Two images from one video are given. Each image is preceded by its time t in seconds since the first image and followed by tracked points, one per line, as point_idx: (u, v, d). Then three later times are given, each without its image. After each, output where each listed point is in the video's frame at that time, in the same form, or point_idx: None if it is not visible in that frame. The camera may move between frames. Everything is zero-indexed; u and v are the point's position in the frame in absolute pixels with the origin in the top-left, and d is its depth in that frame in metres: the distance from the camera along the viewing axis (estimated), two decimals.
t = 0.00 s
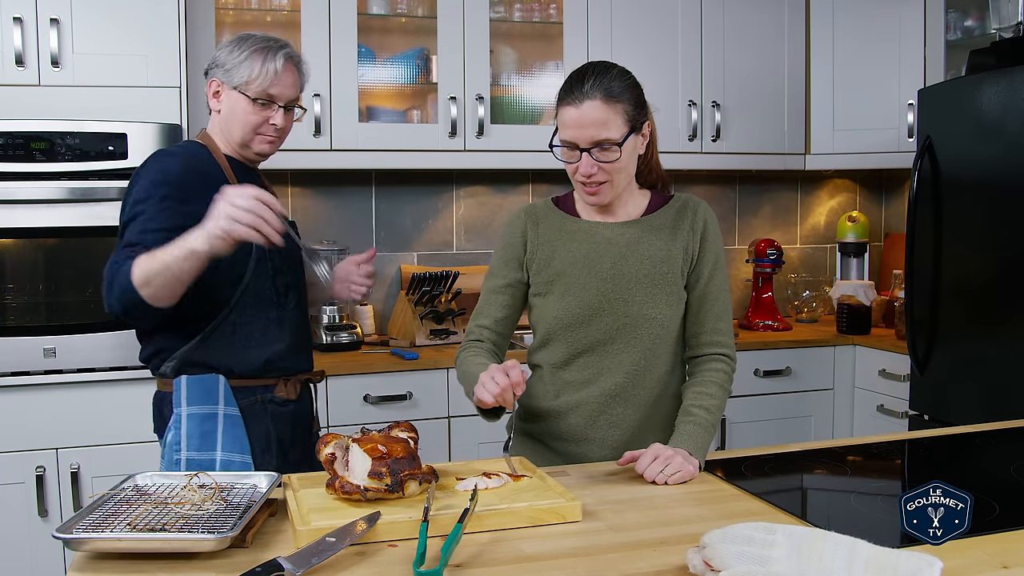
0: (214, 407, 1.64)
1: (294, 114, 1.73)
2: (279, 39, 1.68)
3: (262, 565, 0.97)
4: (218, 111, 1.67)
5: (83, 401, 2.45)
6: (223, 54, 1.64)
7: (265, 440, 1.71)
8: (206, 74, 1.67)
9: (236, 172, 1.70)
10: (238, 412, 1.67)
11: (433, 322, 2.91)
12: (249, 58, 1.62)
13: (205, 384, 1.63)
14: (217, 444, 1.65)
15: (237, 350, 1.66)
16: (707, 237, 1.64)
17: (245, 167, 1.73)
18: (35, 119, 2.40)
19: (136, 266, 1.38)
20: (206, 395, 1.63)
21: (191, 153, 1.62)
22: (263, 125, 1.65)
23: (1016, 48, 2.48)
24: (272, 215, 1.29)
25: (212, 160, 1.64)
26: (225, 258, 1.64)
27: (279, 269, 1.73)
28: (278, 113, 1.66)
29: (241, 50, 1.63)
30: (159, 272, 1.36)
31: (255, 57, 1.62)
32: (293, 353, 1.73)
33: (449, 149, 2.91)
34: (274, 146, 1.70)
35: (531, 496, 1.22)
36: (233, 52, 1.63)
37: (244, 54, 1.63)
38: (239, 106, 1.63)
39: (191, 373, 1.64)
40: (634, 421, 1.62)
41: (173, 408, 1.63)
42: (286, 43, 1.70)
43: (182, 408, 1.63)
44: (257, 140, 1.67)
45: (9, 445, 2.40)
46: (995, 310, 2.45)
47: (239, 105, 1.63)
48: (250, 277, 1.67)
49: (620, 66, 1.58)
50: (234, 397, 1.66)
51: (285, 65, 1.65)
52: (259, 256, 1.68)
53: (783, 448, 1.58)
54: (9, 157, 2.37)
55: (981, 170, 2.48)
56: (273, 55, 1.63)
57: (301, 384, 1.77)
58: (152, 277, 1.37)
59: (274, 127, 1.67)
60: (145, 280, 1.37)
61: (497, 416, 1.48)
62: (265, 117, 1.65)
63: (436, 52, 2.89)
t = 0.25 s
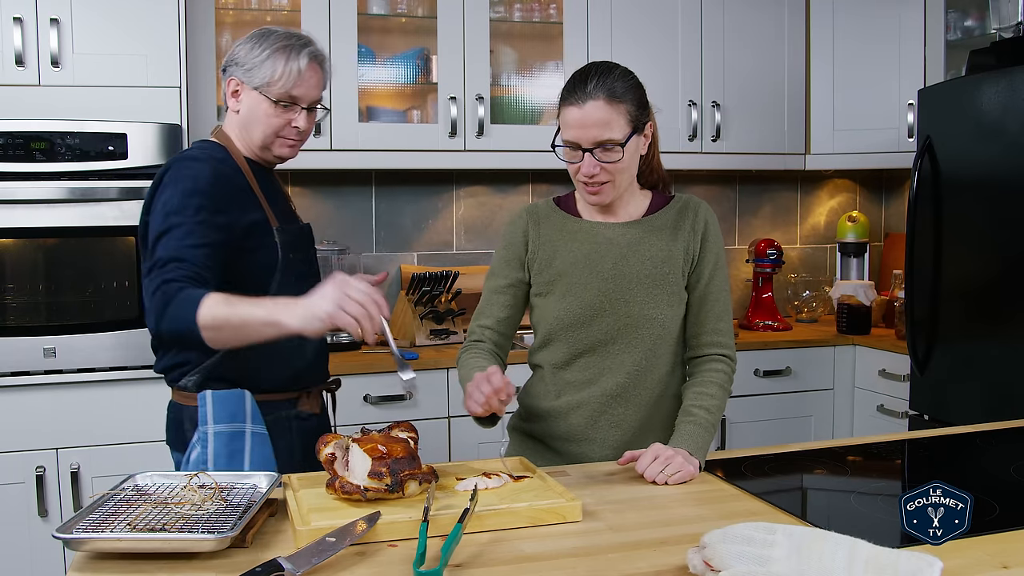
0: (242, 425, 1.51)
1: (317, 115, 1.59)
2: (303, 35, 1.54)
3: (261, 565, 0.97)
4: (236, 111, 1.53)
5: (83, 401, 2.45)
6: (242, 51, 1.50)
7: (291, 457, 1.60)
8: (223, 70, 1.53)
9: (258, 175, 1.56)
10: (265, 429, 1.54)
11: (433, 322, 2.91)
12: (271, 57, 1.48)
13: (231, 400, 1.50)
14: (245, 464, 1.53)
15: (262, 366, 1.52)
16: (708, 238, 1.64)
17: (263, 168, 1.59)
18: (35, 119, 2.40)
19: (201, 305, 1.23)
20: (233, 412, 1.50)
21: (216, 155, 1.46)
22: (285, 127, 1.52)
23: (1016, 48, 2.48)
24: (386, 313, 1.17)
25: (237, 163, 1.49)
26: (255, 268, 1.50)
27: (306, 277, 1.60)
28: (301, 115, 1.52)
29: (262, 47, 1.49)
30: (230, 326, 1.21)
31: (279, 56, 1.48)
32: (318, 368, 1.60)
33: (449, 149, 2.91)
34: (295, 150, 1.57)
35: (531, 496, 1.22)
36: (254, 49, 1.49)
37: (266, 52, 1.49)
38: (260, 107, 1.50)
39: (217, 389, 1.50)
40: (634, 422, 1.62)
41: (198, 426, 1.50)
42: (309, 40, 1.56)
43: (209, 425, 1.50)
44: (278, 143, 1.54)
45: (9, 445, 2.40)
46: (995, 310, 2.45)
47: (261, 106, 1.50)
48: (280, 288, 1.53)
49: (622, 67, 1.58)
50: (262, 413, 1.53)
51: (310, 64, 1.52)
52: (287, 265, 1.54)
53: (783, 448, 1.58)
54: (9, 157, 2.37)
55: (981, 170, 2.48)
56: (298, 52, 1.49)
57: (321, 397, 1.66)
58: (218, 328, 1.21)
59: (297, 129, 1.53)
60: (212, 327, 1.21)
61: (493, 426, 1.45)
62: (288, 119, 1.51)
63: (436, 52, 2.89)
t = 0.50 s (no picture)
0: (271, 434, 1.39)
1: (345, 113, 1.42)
2: (334, 25, 1.35)
3: (261, 566, 0.97)
4: (257, 106, 1.35)
5: (84, 401, 2.45)
6: (266, 42, 1.32)
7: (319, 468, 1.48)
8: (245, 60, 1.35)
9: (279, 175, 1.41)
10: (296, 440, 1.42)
11: (433, 321, 2.92)
12: (299, 52, 1.30)
13: (260, 411, 1.38)
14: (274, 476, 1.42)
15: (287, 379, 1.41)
16: (708, 238, 1.64)
17: (282, 165, 1.43)
18: (34, 119, 2.40)
19: (241, 337, 1.11)
20: (263, 421, 1.38)
21: (239, 154, 1.29)
22: (311, 130, 1.36)
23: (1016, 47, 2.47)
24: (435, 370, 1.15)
25: (259, 162, 1.33)
26: (281, 276, 1.36)
27: (331, 285, 1.47)
28: (330, 116, 1.35)
29: (289, 40, 1.30)
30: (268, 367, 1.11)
31: (307, 52, 1.30)
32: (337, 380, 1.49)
33: (449, 149, 2.91)
34: (321, 152, 1.41)
35: (531, 496, 1.22)
36: (281, 40, 1.31)
37: (295, 45, 1.30)
38: (284, 108, 1.33)
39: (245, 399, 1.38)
40: (634, 422, 1.62)
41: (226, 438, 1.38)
42: (341, 30, 1.37)
43: (237, 437, 1.37)
44: (304, 145, 1.38)
45: (9, 445, 2.40)
46: (995, 310, 2.45)
47: (285, 105, 1.32)
48: (308, 299, 1.40)
49: (624, 66, 1.58)
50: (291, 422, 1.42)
51: (342, 61, 1.34)
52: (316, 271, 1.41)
53: (783, 448, 1.58)
54: (9, 157, 2.37)
55: (981, 170, 2.48)
56: (330, 47, 1.32)
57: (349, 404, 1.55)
58: (255, 369, 1.11)
59: (324, 132, 1.37)
60: (251, 366, 1.10)
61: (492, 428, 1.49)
62: (315, 121, 1.35)
63: (436, 52, 2.89)
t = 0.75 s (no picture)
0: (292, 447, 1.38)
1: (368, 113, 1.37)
2: (360, 22, 1.29)
3: (262, 566, 0.97)
4: (276, 105, 1.30)
5: (84, 401, 2.46)
6: (289, 38, 1.26)
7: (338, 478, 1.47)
8: (263, 55, 1.29)
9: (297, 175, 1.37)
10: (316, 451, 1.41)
11: (433, 321, 2.92)
12: (323, 52, 1.24)
13: (277, 417, 1.38)
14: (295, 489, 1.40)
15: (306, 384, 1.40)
16: (706, 237, 1.63)
17: (299, 164, 1.38)
18: (34, 119, 2.40)
19: (259, 358, 1.09)
20: (282, 434, 1.37)
21: (255, 158, 1.26)
22: (332, 132, 1.31)
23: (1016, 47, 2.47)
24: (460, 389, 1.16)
25: (276, 162, 1.29)
26: (300, 281, 1.34)
27: (347, 289, 1.45)
28: (352, 119, 1.30)
29: (313, 37, 1.24)
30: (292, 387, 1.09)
31: (332, 51, 1.24)
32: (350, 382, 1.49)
33: (449, 150, 2.91)
34: (341, 153, 1.36)
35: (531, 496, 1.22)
36: (304, 38, 1.25)
37: (319, 45, 1.24)
38: (306, 108, 1.27)
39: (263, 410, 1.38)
40: (634, 422, 1.62)
41: (245, 452, 1.37)
42: (367, 26, 1.30)
43: (256, 451, 1.36)
44: (323, 146, 1.34)
45: (9, 445, 2.40)
46: (995, 310, 2.45)
47: (307, 107, 1.27)
48: (328, 305, 1.38)
49: (619, 66, 1.58)
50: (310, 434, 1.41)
51: (367, 62, 1.28)
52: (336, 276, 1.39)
53: (783, 448, 1.58)
54: (9, 157, 2.37)
55: (981, 170, 2.48)
56: (355, 48, 1.25)
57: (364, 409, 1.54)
58: (278, 389, 1.09)
59: (345, 134, 1.32)
60: (272, 386, 1.09)
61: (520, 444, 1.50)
62: (337, 123, 1.30)
63: (436, 52, 2.88)
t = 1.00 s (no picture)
0: (304, 454, 1.38)
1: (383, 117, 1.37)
2: (381, 24, 1.29)
3: (262, 565, 0.97)
4: (293, 105, 1.29)
5: (84, 401, 2.46)
6: (309, 38, 1.25)
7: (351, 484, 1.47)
8: (282, 54, 1.28)
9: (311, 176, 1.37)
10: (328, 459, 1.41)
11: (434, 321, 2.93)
12: (345, 54, 1.23)
13: (291, 426, 1.37)
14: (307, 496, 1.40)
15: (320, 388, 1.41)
16: (705, 237, 1.62)
17: (314, 167, 1.38)
18: (34, 119, 2.40)
19: (268, 365, 1.09)
20: (294, 442, 1.37)
21: (269, 160, 1.24)
22: (349, 136, 1.31)
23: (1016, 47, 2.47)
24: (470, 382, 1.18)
25: (289, 163, 1.28)
26: (313, 286, 1.34)
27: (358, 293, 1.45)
28: (369, 124, 1.30)
29: (334, 39, 1.23)
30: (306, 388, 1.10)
31: (354, 54, 1.24)
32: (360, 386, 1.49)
33: (449, 149, 2.91)
34: (356, 156, 1.36)
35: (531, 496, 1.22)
36: (326, 39, 1.24)
37: (341, 47, 1.24)
38: (325, 111, 1.27)
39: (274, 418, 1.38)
40: (634, 422, 1.62)
41: (257, 461, 1.37)
42: (388, 28, 1.30)
43: (267, 459, 1.36)
44: (339, 150, 1.33)
45: (9, 445, 2.40)
46: (995, 310, 2.45)
47: (325, 110, 1.27)
48: (341, 310, 1.38)
49: (617, 66, 1.58)
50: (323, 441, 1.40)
51: (388, 65, 1.28)
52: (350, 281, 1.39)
53: (783, 448, 1.58)
54: (9, 157, 2.37)
55: (981, 170, 2.48)
56: (377, 52, 1.25)
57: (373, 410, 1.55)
58: (289, 392, 1.09)
59: (362, 138, 1.32)
60: (283, 390, 1.09)
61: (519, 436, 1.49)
62: (354, 127, 1.30)
63: (436, 52, 2.88)
